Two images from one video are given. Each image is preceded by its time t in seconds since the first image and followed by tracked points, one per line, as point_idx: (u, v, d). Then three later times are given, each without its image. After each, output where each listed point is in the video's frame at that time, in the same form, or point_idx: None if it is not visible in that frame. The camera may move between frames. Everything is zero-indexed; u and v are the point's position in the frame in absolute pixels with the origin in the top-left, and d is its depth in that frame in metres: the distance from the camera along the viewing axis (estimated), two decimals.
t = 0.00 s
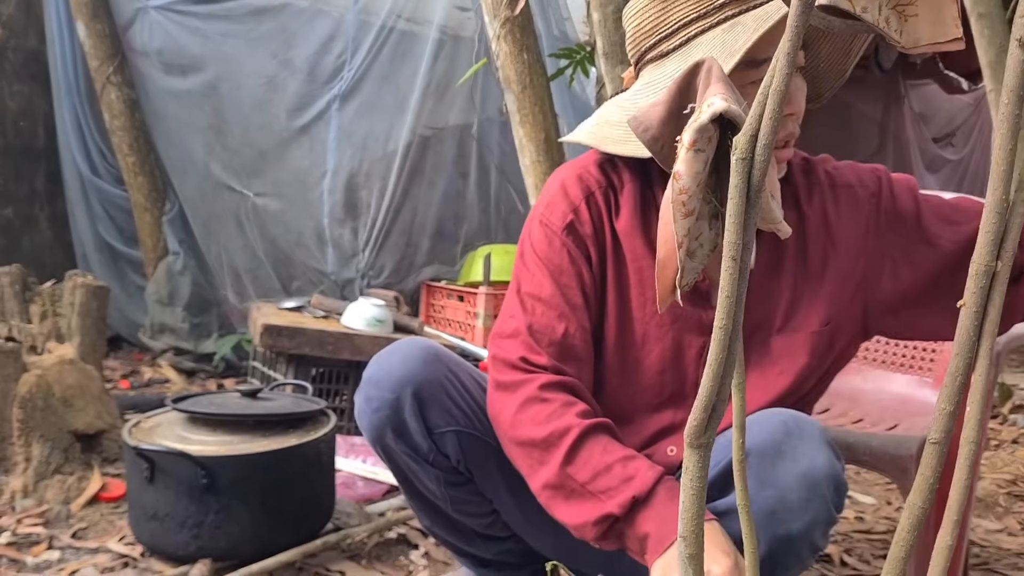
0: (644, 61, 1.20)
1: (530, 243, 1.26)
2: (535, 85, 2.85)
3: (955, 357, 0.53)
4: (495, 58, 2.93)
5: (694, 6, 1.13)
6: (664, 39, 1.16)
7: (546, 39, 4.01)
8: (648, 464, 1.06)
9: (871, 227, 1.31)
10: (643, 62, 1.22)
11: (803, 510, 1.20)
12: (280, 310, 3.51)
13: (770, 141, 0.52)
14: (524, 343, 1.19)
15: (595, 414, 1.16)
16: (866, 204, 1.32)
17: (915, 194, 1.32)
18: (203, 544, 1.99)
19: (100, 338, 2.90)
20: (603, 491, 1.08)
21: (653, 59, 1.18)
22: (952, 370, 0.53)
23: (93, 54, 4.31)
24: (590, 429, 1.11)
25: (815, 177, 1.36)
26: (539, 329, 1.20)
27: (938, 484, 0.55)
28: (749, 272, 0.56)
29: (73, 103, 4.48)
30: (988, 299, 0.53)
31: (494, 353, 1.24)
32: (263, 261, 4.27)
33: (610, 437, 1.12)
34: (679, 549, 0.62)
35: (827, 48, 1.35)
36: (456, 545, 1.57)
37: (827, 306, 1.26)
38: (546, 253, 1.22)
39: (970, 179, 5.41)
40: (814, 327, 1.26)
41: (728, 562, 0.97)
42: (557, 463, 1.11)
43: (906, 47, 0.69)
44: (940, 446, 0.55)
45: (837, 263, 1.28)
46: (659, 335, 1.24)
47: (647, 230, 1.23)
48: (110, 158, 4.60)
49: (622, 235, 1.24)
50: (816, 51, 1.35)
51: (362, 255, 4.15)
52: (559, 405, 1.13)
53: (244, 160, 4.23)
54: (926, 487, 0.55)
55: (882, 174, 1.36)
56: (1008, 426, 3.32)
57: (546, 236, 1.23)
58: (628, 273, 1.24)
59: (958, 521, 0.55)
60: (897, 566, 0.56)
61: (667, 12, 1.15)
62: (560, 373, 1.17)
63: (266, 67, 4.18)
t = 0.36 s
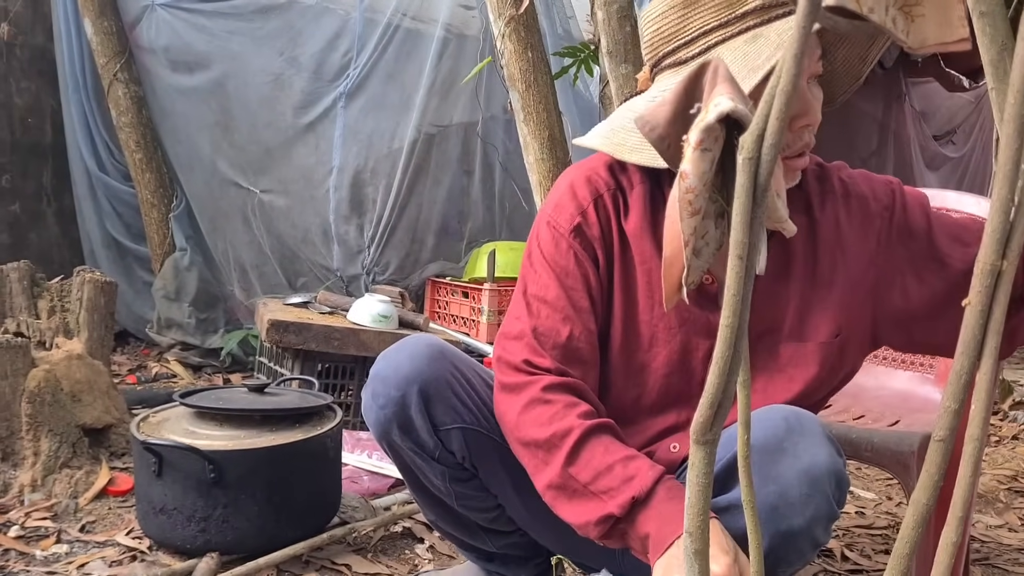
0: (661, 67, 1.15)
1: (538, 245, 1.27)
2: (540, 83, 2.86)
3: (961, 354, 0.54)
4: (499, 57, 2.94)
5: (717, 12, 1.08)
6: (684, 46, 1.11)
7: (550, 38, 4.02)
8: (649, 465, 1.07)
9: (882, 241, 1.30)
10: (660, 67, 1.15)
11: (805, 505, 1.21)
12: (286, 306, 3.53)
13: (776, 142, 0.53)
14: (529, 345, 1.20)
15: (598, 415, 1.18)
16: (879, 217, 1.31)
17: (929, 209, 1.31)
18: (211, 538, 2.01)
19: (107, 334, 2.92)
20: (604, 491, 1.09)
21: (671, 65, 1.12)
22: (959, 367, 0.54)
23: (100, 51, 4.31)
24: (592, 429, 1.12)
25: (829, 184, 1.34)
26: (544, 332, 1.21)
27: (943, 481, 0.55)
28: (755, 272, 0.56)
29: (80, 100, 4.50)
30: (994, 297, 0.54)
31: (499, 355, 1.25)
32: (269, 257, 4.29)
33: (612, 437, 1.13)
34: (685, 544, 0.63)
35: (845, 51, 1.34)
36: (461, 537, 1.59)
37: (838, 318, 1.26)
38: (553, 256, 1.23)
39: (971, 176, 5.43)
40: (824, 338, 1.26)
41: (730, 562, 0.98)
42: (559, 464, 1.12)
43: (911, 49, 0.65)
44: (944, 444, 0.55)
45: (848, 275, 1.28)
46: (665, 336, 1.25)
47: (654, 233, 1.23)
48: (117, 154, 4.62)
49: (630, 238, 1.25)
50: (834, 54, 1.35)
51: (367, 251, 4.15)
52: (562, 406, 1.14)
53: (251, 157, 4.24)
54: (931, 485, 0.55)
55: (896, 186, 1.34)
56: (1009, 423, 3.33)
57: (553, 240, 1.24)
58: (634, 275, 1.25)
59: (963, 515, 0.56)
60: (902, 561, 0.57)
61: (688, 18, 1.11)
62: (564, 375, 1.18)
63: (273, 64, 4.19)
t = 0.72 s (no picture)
0: (678, 65, 1.07)
1: (545, 238, 1.27)
2: (543, 80, 2.86)
3: (967, 348, 0.54)
4: (502, 53, 2.94)
5: (741, 11, 0.99)
6: (704, 44, 1.03)
7: (554, 34, 4.01)
8: (653, 460, 1.08)
9: (889, 243, 1.30)
10: (678, 64, 1.08)
11: (808, 501, 1.21)
12: (289, 301, 3.53)
13: (782, 137, 0.53)
14: (534, 339, 1.20)
15: (604, 410, 1.18)
16: (888, 219, 1.31)
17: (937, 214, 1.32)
18: (214, 532, 2.01)
19: (111, 330, 2.92)
20: (609, 486, 1.09)
21: (689, 63, 1.05)
22: (964, 361, 0.54)
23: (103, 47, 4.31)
24: (597, 424, 1.12)
25: (839, 183, 1.34)
26: (549, 326, 1.21)
27: (949, 475, 0.55)
28: (761, 266, 0.55)
29: (83, 96, 4.50)
30: (1001, 291, 0.54)
31: (505, 348, 1.26)
32: (272, 253, 4.29)
33: (617, 432, 1.13)
34: (689, 538, 0.63)
35: (862, 53, 1.33)
36: (464, 535, 1.59)
37: (844, 317, 1.26)
38: (559, 249, 1.23)
39: (974, 174, 5.42)
40: (829, 336, 1.26)
41: (734, 558, 0.98)
42: (563, 458, 1.12)
43: (918, 42, 0.65)
44: (950, 439, 0.55)
45: (856, 275, 1.28)
46: (672, 332, 1.24)
47: (661, 227, 1.23)
48: (120, 150, 4.63)
49: (637, 231, 1.24)
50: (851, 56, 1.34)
51: (370, 247, 4.15)
52: (567, 400, 1.14)
53: (254, 153, 4.24)
54: (936, 480, 0.55)
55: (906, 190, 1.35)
56: (1011, 420, 3.33)
57: (559, 232, 1.24)
58: (641, 268, 1.25)
59: (968, 508, 0.56)
60: (908, 554, 0.57)
61: (711, 15, 1.02)
62: (569, 369, 1.19)
63: (276, 60, 4.19)
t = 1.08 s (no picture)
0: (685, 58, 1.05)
1: (557, 226, 1.27)
2: (546, 78, 2.85)
3: (974, 344, 0.54)
4: (506, 51, 2.94)
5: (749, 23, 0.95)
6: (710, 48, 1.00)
7: (556, 32, 4.00)
8: (665, 451, 1.08)
9: (896, 249, 1.29)
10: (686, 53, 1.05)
11: (813, 496, 1.21)
12: (291, 298, 3.53)
13: (791, 132, 0.53)
14: (545, 327, 1.21)
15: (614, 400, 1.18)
16: (896, 224, 1.30)
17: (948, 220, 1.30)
18: (217, 529, 2.02)
19: (113, 326, 2.92)
20: (619, 475, 1.09)
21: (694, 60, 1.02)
22: (971, 357, 0.53)
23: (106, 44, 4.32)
24: (608, 415, 1.13)
25: (849, 186, 1.34)
26: (559, 314, 1.21)
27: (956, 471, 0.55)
28: (769, 259, 0.55)
29: (86, 92, 4.50)
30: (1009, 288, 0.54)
31: (516, 335, 1.26)
32: (273, 250, 4.29)
33: (627, 423, 1.14)
34: (695, 533, 0.62)
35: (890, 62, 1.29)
36: (467, 534, 1.59)
37: (848, 320, 1.26)
38: (571, 238, 1.23)
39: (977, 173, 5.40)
40: (833, 338, 1.26)
41: (743, 547, 0.98)
42: (573, 447, 1.13)
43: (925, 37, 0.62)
44: (957, 435, 0.54)
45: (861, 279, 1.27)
46: (679, 326, 1.24)
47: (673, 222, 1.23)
48: (122, 147, 4.63)
49: (648, 223, 1.24)
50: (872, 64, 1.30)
51: (372, 245, 4.15)
52: (579, 390, 1.15)
53: (257, 150, 4.24)
54: (944, 475, 0.54)
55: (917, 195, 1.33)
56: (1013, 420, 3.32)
57: (571, 221, 1.24)
58: (651, 260, 1.24)
59: (975, 504, 0.56)
60: (914, 549, 0.57)
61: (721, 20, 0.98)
62: (579, 358, 1.19)
63: (279, 58, 4.19)
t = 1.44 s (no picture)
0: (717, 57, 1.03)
1: (567, 230, 1.27)
2: (550, 77, 2.84)
3: (980, 344, 0.53)
4: (509, 50, 2.94)
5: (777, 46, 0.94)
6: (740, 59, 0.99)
7: (560, 31, 4.00)
8: (667, 452, 1.08)
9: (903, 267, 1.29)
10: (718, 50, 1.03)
11: (817, 477, 1.21)
12: (294, 297, 3.54)
13: (798, 130, 0.53)
14: (554, 331, 1.22)
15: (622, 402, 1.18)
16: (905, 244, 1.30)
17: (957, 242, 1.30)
18: (220, 526, 2.02)
19: (116, 324, 2.93)
20: (621, 475, 1.10)
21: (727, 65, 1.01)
22: (977, 356, 0.53)
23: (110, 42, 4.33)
24: (613, 417, 1.13)
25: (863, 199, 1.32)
26: (569, 319, 1.22)
27: (961, 471, 0.55)
28: (776, 257, 0.55)
29: (89, 90, 4.51)
30: (1016, 287, 0.54)
31: (526, 339, 1.27)
32: (277, 249, 4.30)
33: (632, 426, 1.14)
34: (701, 532, 0.62)
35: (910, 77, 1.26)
36: (474, 534, 1.59)
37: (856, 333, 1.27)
38: (584, 241, 1.23)
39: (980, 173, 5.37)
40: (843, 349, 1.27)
41: (739, 543, 0.98)
42: (579, 448, 1.14)
43: (933, 38, 0.60)
44: (964, 433, 0.54)
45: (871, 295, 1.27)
46: (693, 330, 1.24)
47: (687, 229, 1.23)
48: (126, 145, 4.64)
49: (664, 226, 1.25)
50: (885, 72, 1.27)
51: (375, 243, 4.16)
52: (586, 393, 1.15)
53: (260, 149, 4.24)
54: (949, 473, 0.55)
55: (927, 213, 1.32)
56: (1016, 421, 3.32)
57: (584, 224, 1.24)
58: (665, 264, 1.25)
59: (981, 503, 0.56)
60: (921, 546, 0.57)
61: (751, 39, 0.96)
62: (587, 361, 1.20)
63: (282, 56, 4.19)
